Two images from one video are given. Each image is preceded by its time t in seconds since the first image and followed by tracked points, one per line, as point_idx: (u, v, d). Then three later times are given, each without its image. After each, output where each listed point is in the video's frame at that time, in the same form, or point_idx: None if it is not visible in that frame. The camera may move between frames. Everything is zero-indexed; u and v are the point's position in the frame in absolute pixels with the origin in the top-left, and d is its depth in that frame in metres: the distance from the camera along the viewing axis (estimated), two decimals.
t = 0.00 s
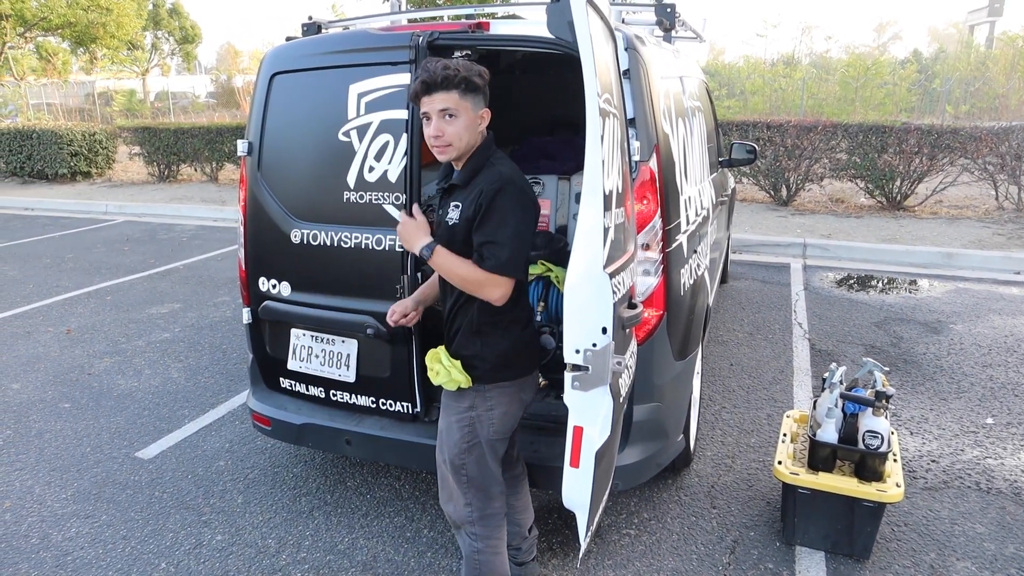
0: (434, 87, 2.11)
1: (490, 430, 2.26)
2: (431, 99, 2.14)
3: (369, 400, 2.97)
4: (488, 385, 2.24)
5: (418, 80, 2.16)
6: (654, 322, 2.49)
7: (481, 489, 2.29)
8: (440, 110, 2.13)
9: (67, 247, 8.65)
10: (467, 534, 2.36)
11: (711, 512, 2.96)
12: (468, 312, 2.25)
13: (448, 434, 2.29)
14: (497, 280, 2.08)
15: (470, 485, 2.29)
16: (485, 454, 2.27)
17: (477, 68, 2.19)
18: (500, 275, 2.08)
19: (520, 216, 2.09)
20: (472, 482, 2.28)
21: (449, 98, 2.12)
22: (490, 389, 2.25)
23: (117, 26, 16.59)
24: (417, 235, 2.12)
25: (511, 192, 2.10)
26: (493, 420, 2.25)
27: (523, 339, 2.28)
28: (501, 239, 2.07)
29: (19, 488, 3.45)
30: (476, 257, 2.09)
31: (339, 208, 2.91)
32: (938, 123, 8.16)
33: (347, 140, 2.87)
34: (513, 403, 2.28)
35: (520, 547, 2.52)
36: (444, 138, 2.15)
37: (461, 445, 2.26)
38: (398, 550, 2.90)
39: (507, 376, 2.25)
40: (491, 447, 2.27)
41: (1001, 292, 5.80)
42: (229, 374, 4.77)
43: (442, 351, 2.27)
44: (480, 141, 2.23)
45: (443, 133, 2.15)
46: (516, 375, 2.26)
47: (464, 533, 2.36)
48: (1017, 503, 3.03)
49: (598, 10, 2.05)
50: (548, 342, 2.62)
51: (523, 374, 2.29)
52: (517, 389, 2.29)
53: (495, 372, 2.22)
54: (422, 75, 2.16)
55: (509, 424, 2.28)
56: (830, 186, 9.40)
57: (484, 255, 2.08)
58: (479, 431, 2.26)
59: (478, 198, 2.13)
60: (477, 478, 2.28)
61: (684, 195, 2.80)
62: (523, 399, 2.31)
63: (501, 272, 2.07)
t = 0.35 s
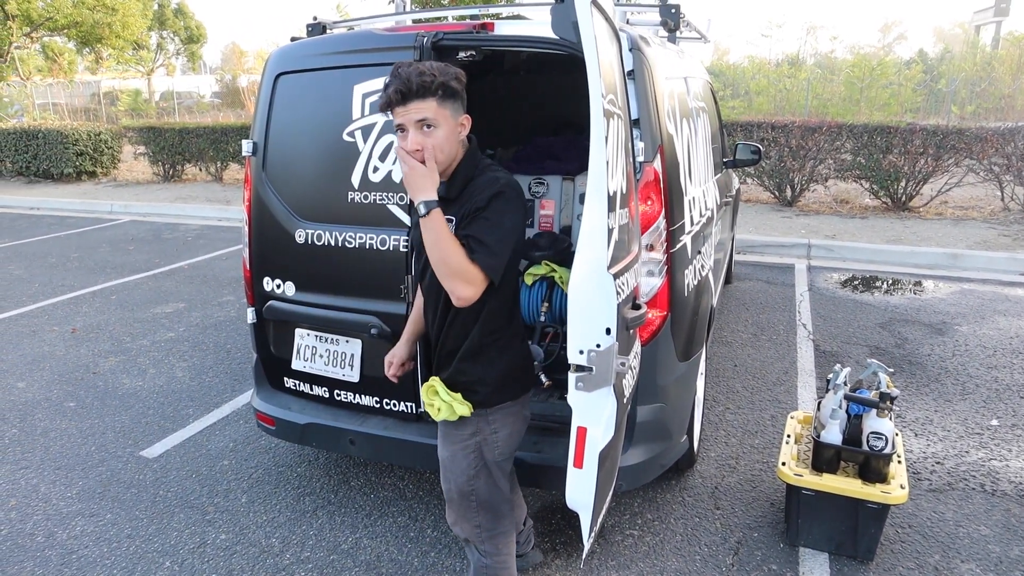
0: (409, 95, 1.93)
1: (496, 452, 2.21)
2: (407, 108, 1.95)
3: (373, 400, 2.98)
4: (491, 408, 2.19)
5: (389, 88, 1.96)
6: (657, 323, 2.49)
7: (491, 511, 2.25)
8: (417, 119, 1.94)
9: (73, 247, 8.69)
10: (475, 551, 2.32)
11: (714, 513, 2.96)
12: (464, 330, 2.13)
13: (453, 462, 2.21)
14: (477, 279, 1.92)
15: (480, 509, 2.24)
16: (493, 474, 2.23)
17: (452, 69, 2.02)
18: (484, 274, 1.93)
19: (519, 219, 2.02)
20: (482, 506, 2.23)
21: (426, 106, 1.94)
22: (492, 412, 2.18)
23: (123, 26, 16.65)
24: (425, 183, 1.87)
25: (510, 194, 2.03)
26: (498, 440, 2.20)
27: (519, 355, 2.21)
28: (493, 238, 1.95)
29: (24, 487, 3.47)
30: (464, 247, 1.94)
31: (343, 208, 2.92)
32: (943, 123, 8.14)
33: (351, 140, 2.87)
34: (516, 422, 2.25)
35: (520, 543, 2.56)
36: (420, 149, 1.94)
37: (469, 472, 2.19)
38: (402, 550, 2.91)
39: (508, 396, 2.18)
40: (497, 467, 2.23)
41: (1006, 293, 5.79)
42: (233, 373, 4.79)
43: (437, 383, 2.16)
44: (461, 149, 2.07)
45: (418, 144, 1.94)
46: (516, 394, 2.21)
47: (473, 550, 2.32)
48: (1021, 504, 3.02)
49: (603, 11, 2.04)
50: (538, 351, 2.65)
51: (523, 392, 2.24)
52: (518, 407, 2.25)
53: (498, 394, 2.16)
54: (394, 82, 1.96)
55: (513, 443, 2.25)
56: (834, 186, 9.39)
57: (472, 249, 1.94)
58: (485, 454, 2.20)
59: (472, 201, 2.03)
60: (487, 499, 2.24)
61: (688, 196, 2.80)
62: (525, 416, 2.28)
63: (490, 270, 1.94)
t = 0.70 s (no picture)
0: (410, 94, 1.94)
1: (506, 464, 2.21)
2: (408, 108, 1.96)
3: (379, 401, 2.98)
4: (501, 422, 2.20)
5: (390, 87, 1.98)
6: (664, 324, 2.49)
7: (500, 520, 2.25)
8: (417, 118, 1.95)
9: (79, 246, 8.72)
10: (483, 557, 2.31)
11: (720, 515, 2.95)
12: (473, 342, 2.13)
13: (461, 475, 2.21)
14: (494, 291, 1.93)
15: (489, 520, 2.24)
16: (502, 487, 2.24)
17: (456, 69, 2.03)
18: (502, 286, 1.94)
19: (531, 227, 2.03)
20: (491, 517, 2.23)
21: (426, 106, 1.95)
22: (502, 424, 2.19)
23: (129, 26, 16.68)
24: (436, 192, 1.84)
25: (522, 201, 2.03)
26: (508, 453, 2.21)
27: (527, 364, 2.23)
28: (506, 246, 1.95)
29: (31, 486, 3.48)
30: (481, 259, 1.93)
31: (350, 209, 2.92)
32: (950, 124, 8.11)
33: (358, 141, 2.88)
34: (526, 433, 2.26)
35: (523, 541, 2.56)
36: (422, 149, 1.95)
37: (479, 485, 2.19)
38: (407, 550, 2.91)
39: (516, 407, 2.19)
40: (507, 480, 2.24)
41: (1013, 295, 5.76)
42: (239, 373, 4.80)
43: (445, 401, 2.14)
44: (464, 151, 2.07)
45: (420, 143, 1.96)
46: (524, 404, 2.23)
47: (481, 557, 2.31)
48: None
49: (610, 11, 2.04)
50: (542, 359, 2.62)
51: (530, 403, 2.25)
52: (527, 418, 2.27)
53: (507, 406, 2.17)
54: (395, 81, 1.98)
55: (522, 454, 2.26)
56: (840, 187, 9.36)
57: (491, 260, 1.94)
58: (495, 467, 2.21)
59: (484, 208, 2.02)
60: (497, 511, 2.24)
61: (695, 197, 2.79)
62: (533, 426, 2.30)
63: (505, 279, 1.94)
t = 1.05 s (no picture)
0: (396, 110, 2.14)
1: (503, 460, 2.23)
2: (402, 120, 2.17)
3: (390, 399, 3.00)
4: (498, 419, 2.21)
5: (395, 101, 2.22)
6: (675, 323, 2.50)
7: (500, 515, 2.27)
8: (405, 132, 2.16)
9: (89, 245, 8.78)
10: (490, 554, 2.33)
11: (729, 514, 2.96)
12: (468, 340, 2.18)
13: (460, 467, 2.27)
14: (431, 283, 1.99)
15: (488, 513, 2.26)
16: (500, 482, 2.26)
17: (433, 70, 2.07)
18: (440, 281, 1.97)
19: (504, 228, 1.99)
20: (490, 510, 2.26)
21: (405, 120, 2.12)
22: (498, 422, 2.21)
23: (138, 26, 16.78)
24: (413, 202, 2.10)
25: (497, 202, 2.00)
26: (505, 449, 2.23)
27: (529, 363, 2.22)
28: (467, 247, 1.95)
29: (43, 482, 3.52)
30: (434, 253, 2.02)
31: (362, 208, 2.94)
32: (958, 125, 8.10)
33: (370, 140, 2.90)
34: (526, 432, 2.26)
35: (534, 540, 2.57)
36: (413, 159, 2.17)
37: (475, 477, 2.24)
38: (417, 547, 2.93)
39: (517, 407, 2.20)
40: (505, 475, 2.26)
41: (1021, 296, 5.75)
42: (249, 371, 4.83)
43: (439, 390, 2.19)
44: (456, 149, 2.12)
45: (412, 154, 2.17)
46: (526, 404, 2.22)
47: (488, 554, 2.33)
48: None
49: (625, 13, 2.06)
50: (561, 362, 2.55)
51: (533, 405, 2.24)
52: (529, 418, 2.27)
53: (505, 405, 2.18)
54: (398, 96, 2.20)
55: (523, 453, 2.27)
56: (847, 188, 9.35)
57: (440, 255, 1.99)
58: (491, 463, 2.24)
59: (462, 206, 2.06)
60: (496, 505, 2.27)
61: (706, 197, 2.81)
62: (536, 427, 2.30)
63: (450, 276, 1.95)
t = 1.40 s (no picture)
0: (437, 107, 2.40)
1: (485, 445, 2.27)
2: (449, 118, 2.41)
3: (392, 399, 3.03)
4: (481, 403, 2.27)
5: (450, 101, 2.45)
6: (675, 323, 2.51)
7: (489, 498, 2.33)
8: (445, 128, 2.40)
9: (94, 246, 8.82)
10: (483, 542, 2.37)
11: (730, 513, 2.98)
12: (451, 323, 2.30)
13: (449, 445, 2.36)
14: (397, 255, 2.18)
15: (478, 494, 2.34)
16: (484, 467, 2.30)
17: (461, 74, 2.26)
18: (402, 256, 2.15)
19: (455, 217, 2.09)
20: (478, 491, 2.33)
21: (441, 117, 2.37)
22: (480, 405, 2.27)
23: (143, 28, 16.86)
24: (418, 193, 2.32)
25: (453, 189, 2.12)
26: (486, 433, 2.27)
27: (513, 351, 2.27)
28: (422, 232, 2.10)
29: (49, 481, 3.55)
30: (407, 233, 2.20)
31: (365, 209, 2.96)
32: (962, 125, 8.10)
33: (373, 142, 2.92)
34: (510, 422, 2.29)
35: (538, 549, 2.54)
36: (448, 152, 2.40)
37: (461, 456, 2.32)
38: (419, 545, 2.96)
39: (495, 393, 2.26)
40: (489, 461, 2.29)
41: None
42: (253, 371, 4.85)
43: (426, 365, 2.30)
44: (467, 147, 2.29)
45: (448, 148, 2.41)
46: (509, 391, 2.27)
47: (481, 540, 2.38)
48: None
49: (625, 16, 2.08)
50: (564, 364, 2.45)
51: (514, 395, 2.28)
52: (515, 411, 2.29)
53: (484, 389, 2.25)
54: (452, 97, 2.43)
55: (506, 439, 2.28)
56: (850, 189, 9.34)
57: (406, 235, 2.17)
58: (473, 445, 2.29)
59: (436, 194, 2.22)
60: (482, 488, 2.32)
61: (707, 198, 2.82)
62: (523, 419, 2.31)
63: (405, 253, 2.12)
